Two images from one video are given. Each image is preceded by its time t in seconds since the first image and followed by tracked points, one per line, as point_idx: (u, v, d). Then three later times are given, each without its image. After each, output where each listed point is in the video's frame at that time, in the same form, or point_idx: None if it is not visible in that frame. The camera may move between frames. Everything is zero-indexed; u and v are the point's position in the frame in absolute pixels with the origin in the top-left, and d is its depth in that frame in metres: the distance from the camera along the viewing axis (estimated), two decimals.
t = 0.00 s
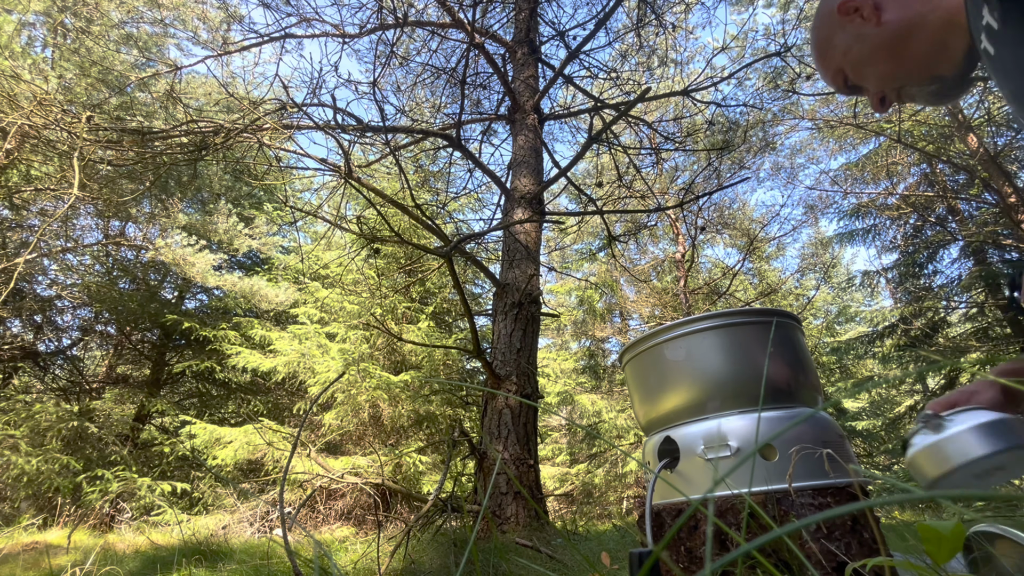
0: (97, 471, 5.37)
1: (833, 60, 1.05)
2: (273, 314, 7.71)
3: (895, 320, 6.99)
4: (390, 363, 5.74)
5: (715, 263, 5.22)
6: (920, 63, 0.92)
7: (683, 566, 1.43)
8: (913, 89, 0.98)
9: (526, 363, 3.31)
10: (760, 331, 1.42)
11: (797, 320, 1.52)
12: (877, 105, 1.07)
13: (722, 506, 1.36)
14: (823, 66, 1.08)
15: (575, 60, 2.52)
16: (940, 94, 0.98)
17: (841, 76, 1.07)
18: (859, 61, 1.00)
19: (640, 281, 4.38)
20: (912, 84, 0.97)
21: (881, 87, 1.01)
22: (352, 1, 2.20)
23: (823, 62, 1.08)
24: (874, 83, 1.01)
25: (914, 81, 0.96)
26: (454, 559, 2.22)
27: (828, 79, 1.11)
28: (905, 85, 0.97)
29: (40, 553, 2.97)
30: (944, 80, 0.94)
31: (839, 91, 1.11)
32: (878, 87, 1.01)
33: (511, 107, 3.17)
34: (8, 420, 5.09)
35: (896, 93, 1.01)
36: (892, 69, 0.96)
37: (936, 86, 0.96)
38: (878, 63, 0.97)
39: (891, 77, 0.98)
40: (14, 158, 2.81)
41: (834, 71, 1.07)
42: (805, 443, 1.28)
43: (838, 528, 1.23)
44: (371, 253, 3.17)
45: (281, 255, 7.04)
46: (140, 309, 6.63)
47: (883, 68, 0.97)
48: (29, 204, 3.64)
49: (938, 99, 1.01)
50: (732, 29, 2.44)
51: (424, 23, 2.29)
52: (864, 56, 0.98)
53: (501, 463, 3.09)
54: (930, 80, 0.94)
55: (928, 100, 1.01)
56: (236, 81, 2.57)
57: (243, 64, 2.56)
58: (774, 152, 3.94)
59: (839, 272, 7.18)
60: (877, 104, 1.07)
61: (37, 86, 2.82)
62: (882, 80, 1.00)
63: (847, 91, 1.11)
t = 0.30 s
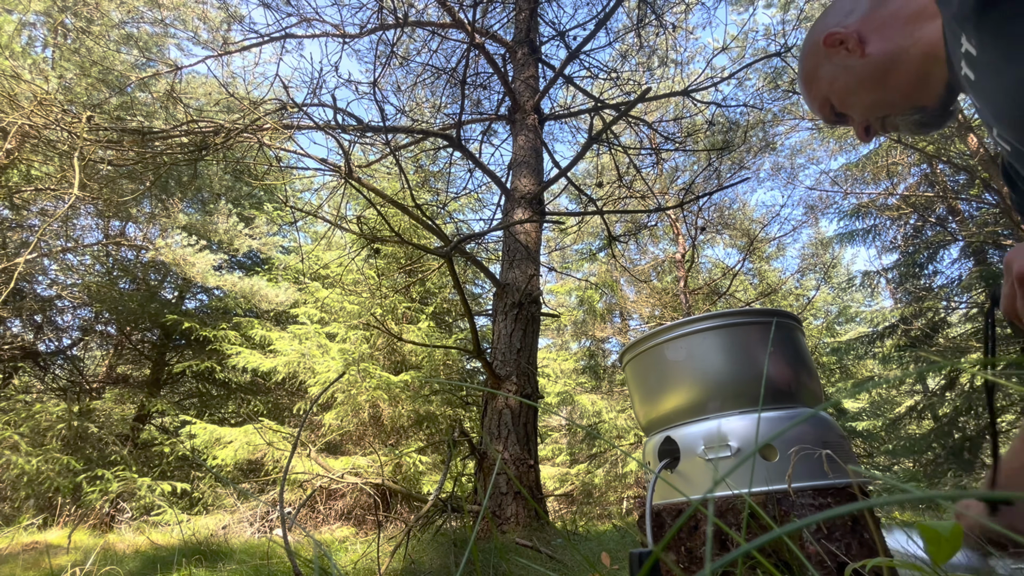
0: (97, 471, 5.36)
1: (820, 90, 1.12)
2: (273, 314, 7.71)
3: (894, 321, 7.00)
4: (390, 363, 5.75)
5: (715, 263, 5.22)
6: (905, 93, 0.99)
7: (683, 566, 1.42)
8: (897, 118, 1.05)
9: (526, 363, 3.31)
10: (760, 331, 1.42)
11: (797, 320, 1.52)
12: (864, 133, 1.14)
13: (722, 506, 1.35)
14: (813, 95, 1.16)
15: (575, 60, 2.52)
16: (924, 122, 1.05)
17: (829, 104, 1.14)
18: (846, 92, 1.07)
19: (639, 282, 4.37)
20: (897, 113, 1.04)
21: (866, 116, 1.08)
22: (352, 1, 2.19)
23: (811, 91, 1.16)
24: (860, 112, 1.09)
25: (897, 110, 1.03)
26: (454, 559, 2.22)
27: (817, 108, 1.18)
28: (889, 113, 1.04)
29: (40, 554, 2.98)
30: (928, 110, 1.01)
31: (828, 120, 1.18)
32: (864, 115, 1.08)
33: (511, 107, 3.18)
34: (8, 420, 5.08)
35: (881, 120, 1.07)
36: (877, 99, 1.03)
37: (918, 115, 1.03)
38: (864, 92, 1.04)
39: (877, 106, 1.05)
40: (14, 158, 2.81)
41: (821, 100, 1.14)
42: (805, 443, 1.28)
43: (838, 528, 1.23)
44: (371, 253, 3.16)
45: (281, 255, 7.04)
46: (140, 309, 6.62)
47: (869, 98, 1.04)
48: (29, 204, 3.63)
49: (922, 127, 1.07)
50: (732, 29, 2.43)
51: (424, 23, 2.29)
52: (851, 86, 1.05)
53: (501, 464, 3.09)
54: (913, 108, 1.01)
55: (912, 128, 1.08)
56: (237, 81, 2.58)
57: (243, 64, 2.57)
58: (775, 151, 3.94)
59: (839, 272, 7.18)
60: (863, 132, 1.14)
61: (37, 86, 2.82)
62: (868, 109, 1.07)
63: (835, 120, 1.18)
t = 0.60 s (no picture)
0: (97, 471, 5.36)
1: (810, 99, 1.12)
2: (273, 314, 7.72)
3: (894, 321, 7.00)
4: (390, 363, 5.75)
5: (715, 263, 5.22)
6: (893, 104, 0.98)
7: (683, 566, 1.43)
8: (886, 127, 1.04)
9: (526, 363, 3.31)
10: (760, 331, 1.42)
11: (797, 320, 1.52)
12: (855, 141, 1.13)
13: (723, 506, 1.35)
14: (803, 104, 1.16)
15: (575, 60, 2.52)
16: (915, 131, 1.04)
17: (818, 113, 1.14)
18: (835, 101, 1.06)
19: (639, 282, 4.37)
20: (886, 122, 1.03)
21: (855, 125, 1.08)
22: (352, 1, 2.18)
23: (801, 99, 1.16)
24: (850, 120, 1.08)
25: (886, 120, 1.02)
26: (454, 559, 2.22)
27: (809, 116, 1.17)
28: (879, 122, 1.03)
29: (40, 554, 2.98)
30: (916, 120, 0.99)
31: (818, 128, 1.18)
32: (853, 124, 1.08)
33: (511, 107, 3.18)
34: (8, 420, 5.08)
35: (871, 129, 1.06)
36: (867, 109, 1.02)
37: (907, 124, 1.02)
38: (852, 101, 1.03)
39: (866, 115, 1.04)
40: (14, 158, 2.81)
41: (811, 109, 1.14)
42: (805, 443, 1.28)
43: (838, 528, 1.23)
44: (371, 253, 3.16)
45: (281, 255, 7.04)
46: (140, 309, 6.62)
47: (857, 106, 1.03)
48: (29, 204, 3.63)
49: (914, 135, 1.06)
50: (732, 29, 2.43)
51: (424, 23, 2.29)
52: (839, 96, 1.05)
53: (501, 464, 3.09)
54: (901, 118, 1.00)
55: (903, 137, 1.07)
56: (237, 81, 2.58)
57: (243, 64, 2.57)
58: (775, 152, 3.94)
59: (839, 272, 7.18)
60: (854, 140, 1.13)
61: (37, 86, 2.82)
62: (856, 117, 1.06)
63: (826, 128, 1.18)
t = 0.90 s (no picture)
0: (97, 471, 5.36)
1: (819, 90, 1.12)
2: (273, 314, 7.72)
3: (895, 321, 7.00)
4: (390, 363, 5.76)
5: (716, 264, 5.22)
6: (901, 97, 0.99)
7: (683, 566, 1.43)
8: (896, 119, 1.05)
9: (526, 363, 3.31)
10: (761, 330, 1.42)
11: (798, 320, 1.52)
12: (863, 132, 1.14)
13: (723, 507, 1.35)
14: (812, 94, 1.16)
15: (575, 60, 2.51)
16: (924, 123, 1.04)
17: (827, 103, 1.15)
18: (844, 93, 1.07)
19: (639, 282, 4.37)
20: (894, 115, 1.04)
21: (864, 117, 1.09)
22: (352, 1, 2.18)
23: (810, 90, 1.16)
24: (858, 112, 1.09)
25: (895, 112, 1.03)
26: (454, 559, 2.22)
27: (817, 106, 1.18)
28: (888, 115, 1.04)
29: (40, 554, 2.98)
30: (926, 112, 1.00)
31: (828, 117, 1.19)
32: (862, 116, 1.08)
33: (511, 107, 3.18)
34: (8, 420, 5.08)
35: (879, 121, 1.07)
36: (876, 101, 1.03)
37: (916, 117, 1.03)
38: (861, 93, 1.04)
39: (875, 107, 1.04)
40: (14, 158, 2.81)
41: (819, 100, 1.15)
42: (805, 443, 1.28)
43: (838, 528, 1.23)
44: (371, 253, 3.16)
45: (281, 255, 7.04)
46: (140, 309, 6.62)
47: (867, 99, 1.03)
48: (29, 204, 3.62)
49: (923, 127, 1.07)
50: (732, 29, 2.43)
51: (424, 23, 2.29)
52: (848, 87, 1.05)
53: (502, 464, 3.08)
54: (909, 110, 1.01)
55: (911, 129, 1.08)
56: (237, 81, 2.58)
57: (243, 64, 2.58)
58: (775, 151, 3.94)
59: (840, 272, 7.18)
60: (862, 131, 1.14)
61: (37, 87, 2.82)
62: (864, 109, 1.06)
63: (836, 117, 1.18)
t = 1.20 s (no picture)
0: (98, 471, 5.36)
1: (817, 88, 1.15)
2: (273, 314, 7.73)
3: (895, 321, 7.00)
4: (390, 363, 5.76)
5: (715, 264, 5.22)
6: (893, 102, 1.02)
7: (683, 566, 1.43)
8: (885, 124, 1.08)
9: (526, 363, 3.31)
10: (760, 330, 1.42)
11: (797, 320, 1.52)
12: (855, 133, 1.17)
13: (723, 507, 1.35)
14: (809, 92, 1.18)
15: (575, 61, 2.51)
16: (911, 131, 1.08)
17: (823, 102, 1.17)
18: (839, 93, 1.09)
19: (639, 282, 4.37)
20: (884, 119, 1.07)
21: (855, 119, 1.12)
22: (352, 1, 2.18)
23: (809, 86, 1.18)
24: (851, 113, 1.12)
25: (886, 116, 1.05)
26: (454, 559, 2.23)
27: (813, 103, 1.20)
28: (878, 118, 1.07)
29: (40, 555, 2.98)
30: (914, 120, 1.03)
31: (820, 115, 1.21)
32: (854, 118, 1.12)
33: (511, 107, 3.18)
34: (8, 420, 5.08)
35: (870, 124, 1.10)
36: (869, 104, 1.06)
37: (904, 124, 1.06)
38: (857, 95, 1.06)
39: (867, 110, 1.07)
40: (14, 158, 2.81)
41: (816, 98, 1.17)
42: (804, 443, 1.28)
43: (838, 528, 1.23)
44: (371, 253, 3.16)
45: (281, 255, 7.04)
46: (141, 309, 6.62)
47: (861, 100, 1.06)
48: (29, 204, 3.62)
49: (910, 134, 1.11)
50: (731, 29, 2.43)
51: (424, 24, 2.28)
52: (845, 87, 1.07)
53: (501, 464, 3.08)
54: (899, 116, 1.04)
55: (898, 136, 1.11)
56: (237, 81, 2.59)
57: (242, 64, 2.58)
58: (775, 151, 3.94)
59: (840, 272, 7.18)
60: (853, 132, 1.18)
61: (37, 87, 2.83)
62: (857, 110, 1.09)
63: (829, 116, 1.21)
